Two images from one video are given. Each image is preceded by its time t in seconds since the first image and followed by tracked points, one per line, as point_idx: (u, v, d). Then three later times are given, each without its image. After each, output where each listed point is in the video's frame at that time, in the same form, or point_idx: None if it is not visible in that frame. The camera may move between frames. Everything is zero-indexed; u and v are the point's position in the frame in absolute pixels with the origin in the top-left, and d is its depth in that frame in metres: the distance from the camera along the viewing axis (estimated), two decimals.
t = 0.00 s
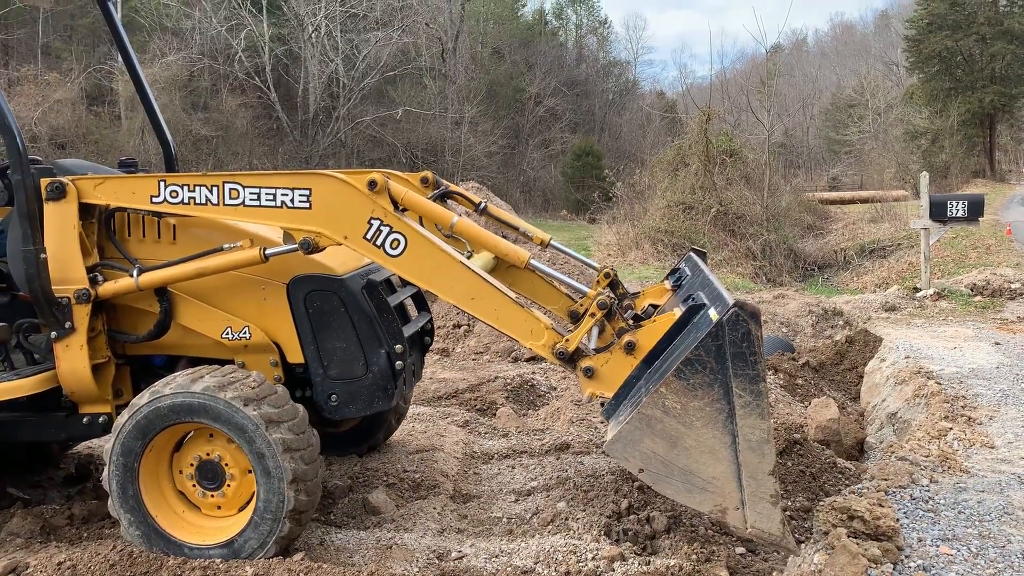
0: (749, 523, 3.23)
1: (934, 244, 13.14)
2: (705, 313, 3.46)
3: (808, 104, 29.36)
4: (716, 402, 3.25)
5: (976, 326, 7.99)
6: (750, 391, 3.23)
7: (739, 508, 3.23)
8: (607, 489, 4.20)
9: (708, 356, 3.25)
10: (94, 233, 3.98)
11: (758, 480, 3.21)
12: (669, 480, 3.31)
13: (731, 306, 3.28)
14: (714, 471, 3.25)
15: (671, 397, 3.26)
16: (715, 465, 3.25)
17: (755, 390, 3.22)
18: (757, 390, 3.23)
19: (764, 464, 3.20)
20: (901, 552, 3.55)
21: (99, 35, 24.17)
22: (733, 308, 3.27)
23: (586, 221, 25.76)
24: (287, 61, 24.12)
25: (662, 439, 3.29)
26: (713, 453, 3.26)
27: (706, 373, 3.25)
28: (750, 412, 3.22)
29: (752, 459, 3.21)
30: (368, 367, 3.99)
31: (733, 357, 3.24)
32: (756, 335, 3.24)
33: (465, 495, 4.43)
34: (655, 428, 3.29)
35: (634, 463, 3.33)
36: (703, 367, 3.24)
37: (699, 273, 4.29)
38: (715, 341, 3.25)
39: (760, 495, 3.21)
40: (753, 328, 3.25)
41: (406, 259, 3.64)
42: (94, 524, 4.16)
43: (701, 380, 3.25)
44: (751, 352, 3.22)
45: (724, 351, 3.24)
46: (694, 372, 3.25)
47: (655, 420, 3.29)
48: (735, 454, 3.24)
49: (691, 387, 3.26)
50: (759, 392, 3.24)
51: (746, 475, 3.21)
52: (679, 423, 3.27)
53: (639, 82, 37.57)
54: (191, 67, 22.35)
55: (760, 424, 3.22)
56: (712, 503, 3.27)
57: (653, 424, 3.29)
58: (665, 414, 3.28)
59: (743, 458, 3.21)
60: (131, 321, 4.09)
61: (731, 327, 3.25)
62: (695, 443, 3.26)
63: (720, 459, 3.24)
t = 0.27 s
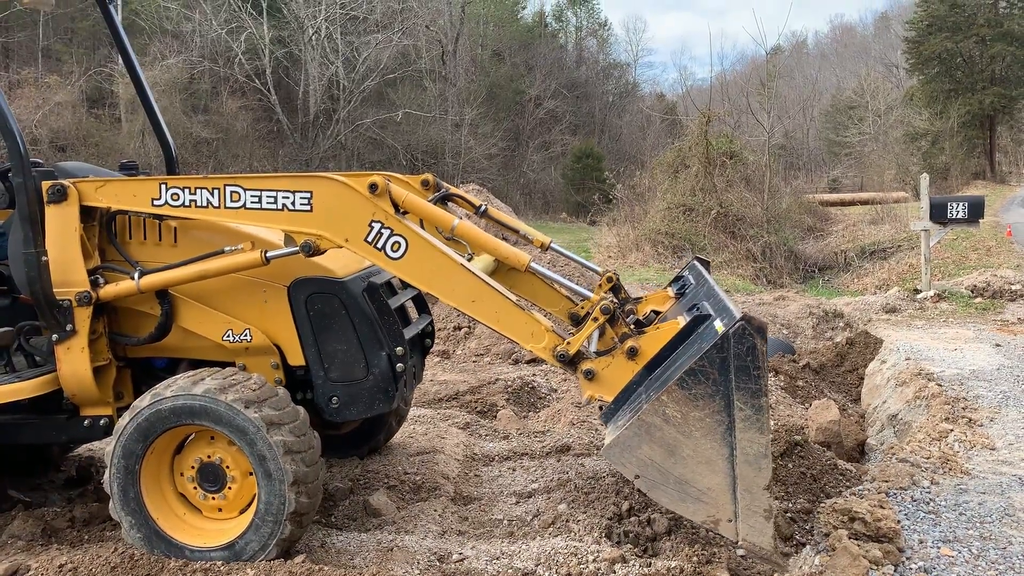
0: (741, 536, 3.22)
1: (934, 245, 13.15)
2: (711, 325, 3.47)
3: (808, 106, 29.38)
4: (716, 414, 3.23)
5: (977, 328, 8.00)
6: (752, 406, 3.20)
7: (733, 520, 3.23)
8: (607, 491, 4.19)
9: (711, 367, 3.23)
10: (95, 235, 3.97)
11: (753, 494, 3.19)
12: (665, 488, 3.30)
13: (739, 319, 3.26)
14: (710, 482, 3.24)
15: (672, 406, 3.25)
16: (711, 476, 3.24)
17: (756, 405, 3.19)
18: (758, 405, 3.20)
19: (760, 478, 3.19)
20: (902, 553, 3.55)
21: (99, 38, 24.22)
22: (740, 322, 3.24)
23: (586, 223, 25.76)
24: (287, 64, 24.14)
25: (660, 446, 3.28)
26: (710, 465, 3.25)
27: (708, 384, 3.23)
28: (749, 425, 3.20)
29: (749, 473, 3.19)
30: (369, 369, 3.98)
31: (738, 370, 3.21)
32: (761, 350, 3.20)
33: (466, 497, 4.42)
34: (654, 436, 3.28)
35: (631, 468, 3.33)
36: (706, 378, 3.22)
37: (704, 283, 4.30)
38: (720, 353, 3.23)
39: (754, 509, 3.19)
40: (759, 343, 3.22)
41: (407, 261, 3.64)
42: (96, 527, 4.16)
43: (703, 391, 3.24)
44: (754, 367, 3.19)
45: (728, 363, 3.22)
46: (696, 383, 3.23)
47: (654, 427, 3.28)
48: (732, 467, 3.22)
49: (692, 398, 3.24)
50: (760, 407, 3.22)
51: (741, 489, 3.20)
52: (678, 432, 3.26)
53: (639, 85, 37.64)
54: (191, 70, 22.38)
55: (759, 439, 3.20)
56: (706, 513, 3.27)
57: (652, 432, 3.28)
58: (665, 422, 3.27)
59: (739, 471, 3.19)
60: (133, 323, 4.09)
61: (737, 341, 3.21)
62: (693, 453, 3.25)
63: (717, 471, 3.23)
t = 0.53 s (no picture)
0: (733, 548, 3.16)
1: (937, 245, 13.14)
2: (714, 336, 3.49)
3: (810, 106, 29.36)
4: (716, 426, 3.17)
5: (980, 328, 7.99)
6: (753, 420, 3.13)
7: (725, 532, 3.17)
8: (610, 492, 4.18)
9: (715, 379, 3.17)
10: (97, 237, 3.97)
11: (747, 508, 3.13)
12: (659, 496, 3.25)
13: (745, 333, 3.17)
14: (705, 493, 3.18)
15: (674, 415, 3.20)
16: (707, 488, 3.18)
17: (757, 419, 3.13)
18: (760, 421, 3.14)
19: (756, 492, 3.13)
20: (905, 554, 3.55)
21: (102, 39, 24.26)
22: (747, 336, 3.14)
23: (588, 223, 25.76)
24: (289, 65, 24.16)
25: (658, 454, 3.23)
26: (707, 475, 3.19)
27: (711, 397, 3.17)
28: (749, 439, 3.13)
29: (746, 487, 3.13)
30: (370, 370, 3.97)
31: (741, 384, 3.15)
32: (766, 365, 3.14)
33: (469, 498, 4.42)
34: (653, 443, 3.23)
35: (627, 474, 3.27)
36: (709, 390, 3.16)
37: (710, 295, 4.31)
38: (725, 365, 3.17)
39: (748, 522, 3.13)
40: (765, 357, 3.15)
41: (408, 263, 3.64)
42: (99, 528, 4.16)
43: (705, 402, 3.17)
44: (759, 381, 3.13)
45: (732, 377, 3.15)
46: (699, 394, 3.17)
47: (654, 434, 3.23)
48: (729, 479, 3.16)
49: (694, 408, 3.18)
50: (762, 421, 3.15)
51: (736, 502, 3.14)
52: (677, 441, 3.21)
53: (641, 85, 37.65)
54: (193, 71, 22.41)
55: (758, 453, 3.14)
56: (700, 523, 3.21)
57: (651, 439, 3.23)
58: (665, 431, 3.22)
59: (736, 484, 3.14)
60: (135, 325, 4.09)
61: (743, 354, 3.15)
62: (691, 463, 3.20)
63: (714, 482, 3.17)
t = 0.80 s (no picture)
0: (713, 563, 3.14)
1: (942, 245, 13.12)
2: (718, 352, 3.48)
3: (814, 105, 29.31)
4: (710, 441, 3.15)
5: (986, 327, 7.97)
6: (748, 441, 3.12)
7: (706, 546, 3.15)
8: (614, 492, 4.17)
9: (714, 396, 3.15)
10: (96, 237, 3.98)
11: (731, 525, 3.11)
12: (646, 504, 3.23)
13: (751, 352, 3.15)
14: (692, 506, 3.16)
15: (669, 426, 3.18)
16: (694, 501, 3.16)
17: (753, 439, 3.12)
18: (754, 443, 3.12)
19: (742, 511, 3.10)
20: (911, 553, 3.54)
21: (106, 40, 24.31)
22: (751, 356, 3.14)
23: (592, 223, 25.75)
24: (293, 66, 24.18)
25: (649, 463, 3.21)
26: (695, 489, 3.17)
27: (709, 412, 3.15)
28: (741, 458, 3.12)
29: (732, 505, 3.11)
30: (369, 371, 3.98)
31: (740, 404, 3.13)
32: (767, 387, 3.13)
33: (473, 497, 4.42)
34: (646, 452, 3.21)
35: (616, 480, 3.25)
36: (707, 405, 3.15)
37: (713, 306, 4.31)
38: (726, 382, 3.15)
39: (730, 539, 3.11)
40: (766, 379, 3.14)
41: (407, 264, 3.63)
42: (105, 528, 4.17)
43: (702, 416, 3.16)
44: (758, 403, 3.12)
45: (732, 395, 3.14)
46: (697, 407, 3.16)
47: (648, 443, 3.20)
48: (717, 494, 3.14)
49: (692, 421, 3.17)
50: (756, 441, 3.13)
51: (721, 518, 3.12)
52: (670, 452, 3.18)
53: (644, 84, 37.64)
54: (197, 72, 22.45)
55: (748, 472, 3.12)
56: (682, 535, 3.19)
57: (644, 447, 3.21)
58: (659, 440, 3.20)
59: (723, 500, 3.12)
60: (134, 325, 4.09)
61: (745, 373, 3.13)
62: (681, 475, 3.18)
63: (701, 496, 3.15)
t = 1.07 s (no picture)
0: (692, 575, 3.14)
1: (950, 244, 13.07)
2: (719, 367, 3.40)
3: (822, 104, 29.24)
4: (702, 456, 3.13)
5: (995, 327, 7.94)
6: (740, 460, 3.10)
7: (688, 559, 3.15)
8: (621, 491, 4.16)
9: (712, 412, 3.13)
10: (97, 237, 3.99)
11: (715, 542, 3.10)
12: (632, 511, 3.22)
13: (754, 374, 3.12)
14: (677, 518, 3.15)
15: (664, 437, 3.16)
16: (680, 513, 3.15)
17: (746, 458, 3.09)
18: (746, 464, 3.09)
19: (727, 528, 3.10)
20: (920, 554, 3.53)
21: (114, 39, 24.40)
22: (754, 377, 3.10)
23: (598, 223, 25.72)
24: (300, 65, 24.20)
25: (640, 471, 3.19)
26: (683, 502, 3.16)
27: (705, 426, 3.13)
28: (732, 477, 3.10)
29: (718, 521, 3.10)
30: (368, 370, 3.98)
31: (737, 422, 3.11)
32: (767, 409, 3.10)
33: (480, 497, 4.42)
34: (638, 461, 3.19)
35: (605, 483, 3.25)
36: (705, 419, 3.13)
37: (715, 320, 4.28)
38: (725, 399, 3.13)
39: (712, 554, 3.11)
40: (765, 402, 3.11)
41: (405, 263, 3.63)
42: (111, 526, 4.18)
43: (698, 430, 3.14)
44: (755, 423, 3.09)
45: (730, 412, 3.12)
46: (694, 421, 3.14)
47: (641, 452, 3.19)
48: (704, 509, 3.13)
49: (687, 434, 3.15)
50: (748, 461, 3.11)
51: (705, 533, 3.11)
52: (662, 463, 3.17)
53: (651, 84, 37.64)
54: (205, 72, 22.52)
55: (739, 491, 3.10)
56: (664, 545, 3.18)
57: (637, 455, 3.19)
58: (652, 450, 3.19)
59: (708, 515, 3.11)
60: (135, 325, 4.10)
61: (746, 394, 3.11)
62: (670, 486, 3.16)
63: (687, 509, 3.14)
